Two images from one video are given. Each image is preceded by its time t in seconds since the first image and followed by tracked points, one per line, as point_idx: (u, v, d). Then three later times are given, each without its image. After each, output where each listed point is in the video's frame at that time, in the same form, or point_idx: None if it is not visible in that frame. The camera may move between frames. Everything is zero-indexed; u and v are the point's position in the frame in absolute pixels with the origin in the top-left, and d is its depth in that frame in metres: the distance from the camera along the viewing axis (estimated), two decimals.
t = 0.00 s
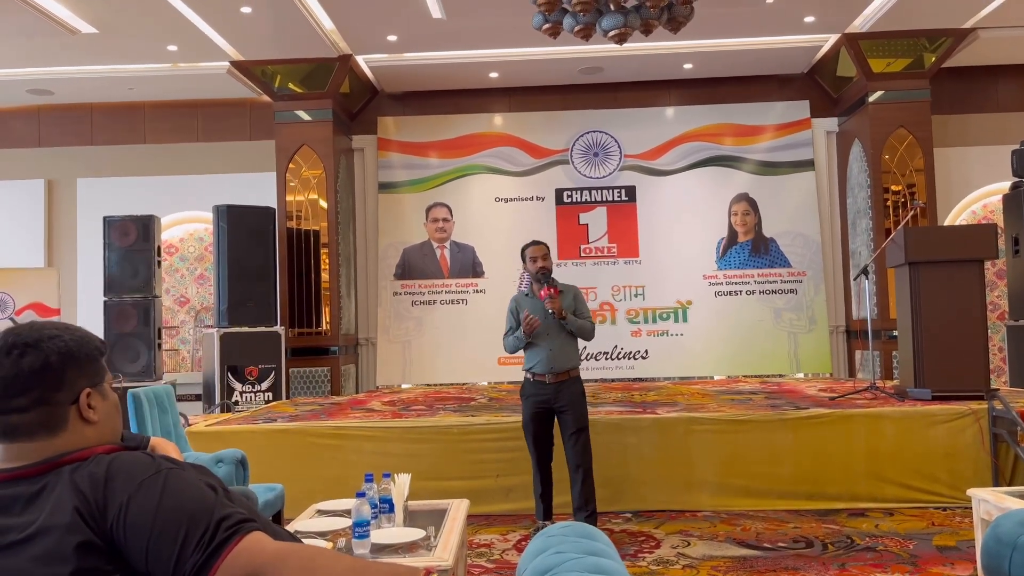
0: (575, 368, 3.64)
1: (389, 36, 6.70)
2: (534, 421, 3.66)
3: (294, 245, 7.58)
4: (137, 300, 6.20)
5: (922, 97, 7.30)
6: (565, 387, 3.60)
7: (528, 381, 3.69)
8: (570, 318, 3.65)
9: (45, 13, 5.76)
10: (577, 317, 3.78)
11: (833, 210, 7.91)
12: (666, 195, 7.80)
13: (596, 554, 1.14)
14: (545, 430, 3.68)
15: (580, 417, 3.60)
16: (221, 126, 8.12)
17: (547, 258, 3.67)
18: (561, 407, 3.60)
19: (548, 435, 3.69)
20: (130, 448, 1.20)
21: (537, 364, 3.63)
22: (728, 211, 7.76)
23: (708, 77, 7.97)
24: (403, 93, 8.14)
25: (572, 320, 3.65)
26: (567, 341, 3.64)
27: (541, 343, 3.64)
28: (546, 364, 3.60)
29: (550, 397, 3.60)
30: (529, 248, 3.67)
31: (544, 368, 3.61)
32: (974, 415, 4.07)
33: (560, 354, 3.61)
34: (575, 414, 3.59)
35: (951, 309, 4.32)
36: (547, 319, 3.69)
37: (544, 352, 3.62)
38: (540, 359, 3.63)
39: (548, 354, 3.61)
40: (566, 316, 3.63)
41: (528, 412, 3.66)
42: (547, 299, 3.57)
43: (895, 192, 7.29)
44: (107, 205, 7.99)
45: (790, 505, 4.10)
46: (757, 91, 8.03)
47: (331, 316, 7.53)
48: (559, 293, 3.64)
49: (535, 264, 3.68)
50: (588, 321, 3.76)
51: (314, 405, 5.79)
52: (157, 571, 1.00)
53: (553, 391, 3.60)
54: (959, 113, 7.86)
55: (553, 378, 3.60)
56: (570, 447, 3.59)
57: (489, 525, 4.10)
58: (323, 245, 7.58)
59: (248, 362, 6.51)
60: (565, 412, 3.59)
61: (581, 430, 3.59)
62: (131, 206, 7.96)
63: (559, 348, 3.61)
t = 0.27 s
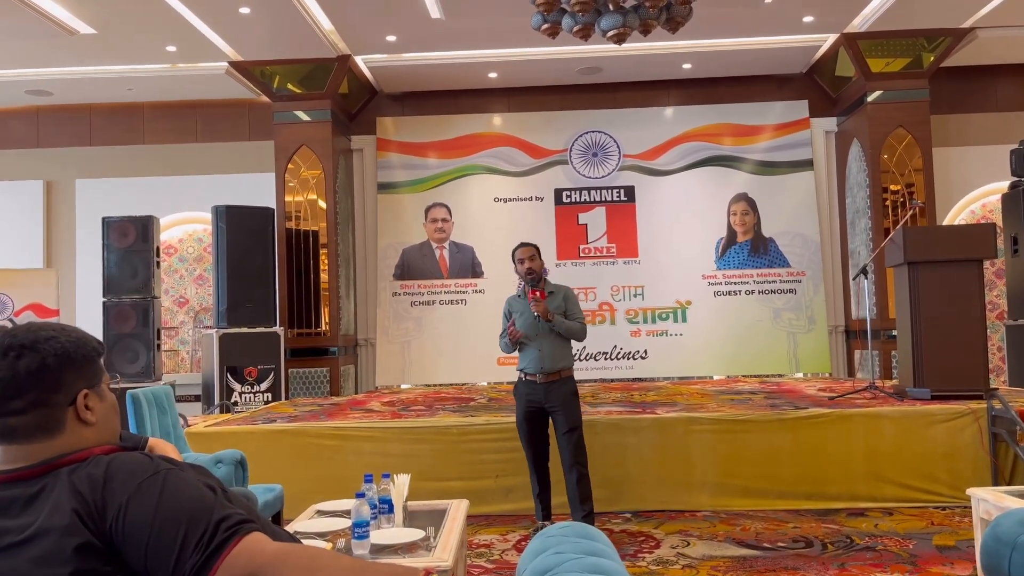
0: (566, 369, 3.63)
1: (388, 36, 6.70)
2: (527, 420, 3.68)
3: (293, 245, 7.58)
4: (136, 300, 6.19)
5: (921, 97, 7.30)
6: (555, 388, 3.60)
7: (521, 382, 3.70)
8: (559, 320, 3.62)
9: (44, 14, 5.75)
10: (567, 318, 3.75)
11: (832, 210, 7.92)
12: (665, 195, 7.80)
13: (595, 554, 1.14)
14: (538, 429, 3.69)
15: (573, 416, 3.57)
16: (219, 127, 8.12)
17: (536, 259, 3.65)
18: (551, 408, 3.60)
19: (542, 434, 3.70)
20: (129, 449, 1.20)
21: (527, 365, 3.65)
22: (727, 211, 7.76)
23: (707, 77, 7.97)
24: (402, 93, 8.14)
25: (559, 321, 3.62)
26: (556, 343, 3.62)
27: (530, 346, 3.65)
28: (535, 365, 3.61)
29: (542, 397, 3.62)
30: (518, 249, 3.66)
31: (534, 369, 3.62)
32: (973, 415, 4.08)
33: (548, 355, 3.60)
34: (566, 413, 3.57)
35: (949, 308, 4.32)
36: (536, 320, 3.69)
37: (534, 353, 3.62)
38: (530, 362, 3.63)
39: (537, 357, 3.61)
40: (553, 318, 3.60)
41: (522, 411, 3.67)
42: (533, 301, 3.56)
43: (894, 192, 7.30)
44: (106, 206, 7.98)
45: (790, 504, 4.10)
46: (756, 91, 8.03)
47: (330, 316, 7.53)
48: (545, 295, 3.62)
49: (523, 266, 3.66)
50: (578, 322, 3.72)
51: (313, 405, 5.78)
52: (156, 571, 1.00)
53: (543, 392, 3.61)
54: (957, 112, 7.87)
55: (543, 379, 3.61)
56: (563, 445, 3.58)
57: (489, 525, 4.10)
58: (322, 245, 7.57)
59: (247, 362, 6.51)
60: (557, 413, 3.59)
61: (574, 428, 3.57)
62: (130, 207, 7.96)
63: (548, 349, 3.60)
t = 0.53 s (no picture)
0: (564, 367, 3.62)
1: (386, 37, 6.69)
2: (525, 419, 3.68)
3: (291, 245, 7.57)
4: (133, 301, 6.19)
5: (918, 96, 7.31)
6: (555, 387, 3.59)
7: (519, 381, 3.70)
8: (556, 320, 3.61)
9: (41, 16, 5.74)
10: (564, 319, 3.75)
11: (829, 209, 7.93)
12: (662, 195, 7.81)
13: (593, 554, 1.14)
14: (535, 428, 3.69)
15: (571, 414, 3.58)
16: (217, 128, 8.11)
17: (526, 260, 3.66)
18: (551, 405, 3.60)
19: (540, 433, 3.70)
20: (125, 451, 1.20)
21: (526, 365, 3.65)
22: (725, 210, 7.76)
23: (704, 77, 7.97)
24: (400, 93, 8.14)
25: (557, 322, 3.61)
26: (553, 343, 3.62)
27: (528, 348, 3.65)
28: (535, 364, 3.61)
29: (541, 396, 3.61)
30: (505, 253, 3.67)
31: (533, 368, 3.62)
32: (971, 414, 4.08)
33: (547, 354, 3.60)
34: (565, 412, 3.57)
35: (947, 307, 4.32)
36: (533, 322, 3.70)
37: (532, 353, 3.63)
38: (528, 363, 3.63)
39: (535, 358, 3.61)
40: (551, 319, 3.59)
41: (520, 410, 3.68)
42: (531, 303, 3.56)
43: (891, 191, 7.31)
44: (103, 207, 7.97)
45: (787, 504, 4.11)
46: (754, 90, 8.03)
47: (329, 317, 7.52)
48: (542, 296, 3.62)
49: (514, 268, 3.67)
50: (575, 322, 3.71)
51: (312, 406, 5.78)
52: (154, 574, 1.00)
53: (543, 391, 3.61)
54: (954, 112, 7.88)
55: (542, 378, 3.60)
56: (562, 442, 3.57)
57: (487, 525, 4.09)
58: (320, 246, 7.57)
59: (245, 363, 6.51)
60: (556, 411, 3.59)
61: (572, 425, 3.57)
62: (127, 208, 7.95)
63: (546, 348, 3.60)
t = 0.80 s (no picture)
0: (566, 366, 3.62)
1: (382, 37, 6.69)
2: (527, 419, 3.67)
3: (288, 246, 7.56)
4: (130, 302, 6.17)
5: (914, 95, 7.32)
6: (558, 387, 3.60)
7: (522, 381, 3.69)
8: (557, 319, 3.59)
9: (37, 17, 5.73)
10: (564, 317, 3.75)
11: (826, 208, 7.93)
12: (659, 194, 7.81)
13: (591, 554, 1.14)
14: (537, 427, 3.69)
15: (574, 410, 3.58)
16: (214, 128, 8.10)
17: (522, 259, 3.68)
18: (554, 404, 3.60)
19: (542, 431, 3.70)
20: (122, 452, 1.19)
21: (528, 364, 3.63)
22: (722, 210, 7.77)
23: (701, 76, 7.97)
24: (397, 93, 8.13)
25: (559, 321, 3.60)
26: (555, 341, 3.61)
27: (528, 348, 3.63)
28: (536, 364, 3.60)
29: (543, 395, 3.62)
30: (501, 254, 3.68)
31: (534, 368, 3.60)
32: (968, 412, 4.08)
33: (549, 354, 3.59)
34: (568, 411, 3.57)
35: (944, 305, 4.33)
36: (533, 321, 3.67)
37: (533, 353, 3.61)
38: (529, 363, 3.61)
39: (537, 358, 3.59)
40: (553, 318, 3.58)
41: (522, 410, 3.67)
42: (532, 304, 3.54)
43: (888, 190, 7.32)
44: (99, 208, 7.95)
45: (785, 502, 4.11)
46: (751, 89, 8.04)
47: (326, 317, 7.51)
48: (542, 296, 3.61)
49: (511, 268, 3.67)
50: (576, 319, 3.72)
51: (309, 406, 5.77)
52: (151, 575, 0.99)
53: (545, 390, 3.61)
54: (951, 110, 7.89)
55: (544, 377, 3.60)
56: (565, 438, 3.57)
57: (485, 525, 4.09)
58: (317, 246, 7.56)
59: (243, 364, 6.50)
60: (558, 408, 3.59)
61: (576, 422, 3.57)
62: (123, 209, 7.93)
63: (547, 347, 3.59)
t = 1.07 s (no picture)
0: (572, 366, 3.63)
1: (379, 36, 6.68)
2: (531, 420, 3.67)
3: (286, 245, 7.55)
4: (128, 302, 6.16)
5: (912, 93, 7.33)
6: (562, 387, 3.59)
7: (526, 380, 3.68)
8: (562, 320, 3.59)
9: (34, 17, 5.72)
10: (570, 316, 3.74)
11: (824, 206, 7.94)
12: (657, 193, 7.81)
13: (590, 553, 1.14)
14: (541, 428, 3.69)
15: (579, 415, 3.59)
16: (211, 127, 8.09)
17: (524, 260, 3.59)
18: (558, 405, 3.59)
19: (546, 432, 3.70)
20: (119, 452, 1.19)
21: (533, 364, 3.63)
22: (719, 208, 7.77)
23: (698, 75, 7.98)
24: (394, 92, 8.12)
25: (563, 321, 3.58)
26: (559, 342, 3.61)
27: (533, 349, 3.64)
28: (541, 364, 3.60)
29: (548, 397, 3.60)
30: (504, 255, 3.62)
31: (540, 368, 3.61)
32: (965, 410, 4.09)
33: (554, 354, 3.59)
34: (573, 414, 3.58)
35: (941, 303, 4.34)
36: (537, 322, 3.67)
37: (538, 353, 3.61)
38: (534, 364, 3.62)
39: (542, 358, 3.60)
40: (557, 318, 3.57)
41: (525, 410, 3.67)
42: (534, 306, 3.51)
43: (886, 188, 7.33)
44: (96, 207, 7.93)
45: (783, 501, 4.12)
46: (748, 88, 8.04)
47: (324, 317, 7.51)
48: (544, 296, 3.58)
49: (514, 270, 3.62)
50: (582, 318, 3.70)
51: (307, 406, 5.76)
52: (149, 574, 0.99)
53: (549, 391, 3.60)
54: (948, 109, 7.90)
55: (549, 377, 3.60)
56: (569, 444, 3.58)
57: (483, 525, 4.09)
58: (315, 246, 7.56)
59: (241, 364, 6.49)
60: (563, 412, 3.59)
61: (580, 427, 3.58)
62: (120, 208, 7.92)
63: (553, 348, 3.59)
